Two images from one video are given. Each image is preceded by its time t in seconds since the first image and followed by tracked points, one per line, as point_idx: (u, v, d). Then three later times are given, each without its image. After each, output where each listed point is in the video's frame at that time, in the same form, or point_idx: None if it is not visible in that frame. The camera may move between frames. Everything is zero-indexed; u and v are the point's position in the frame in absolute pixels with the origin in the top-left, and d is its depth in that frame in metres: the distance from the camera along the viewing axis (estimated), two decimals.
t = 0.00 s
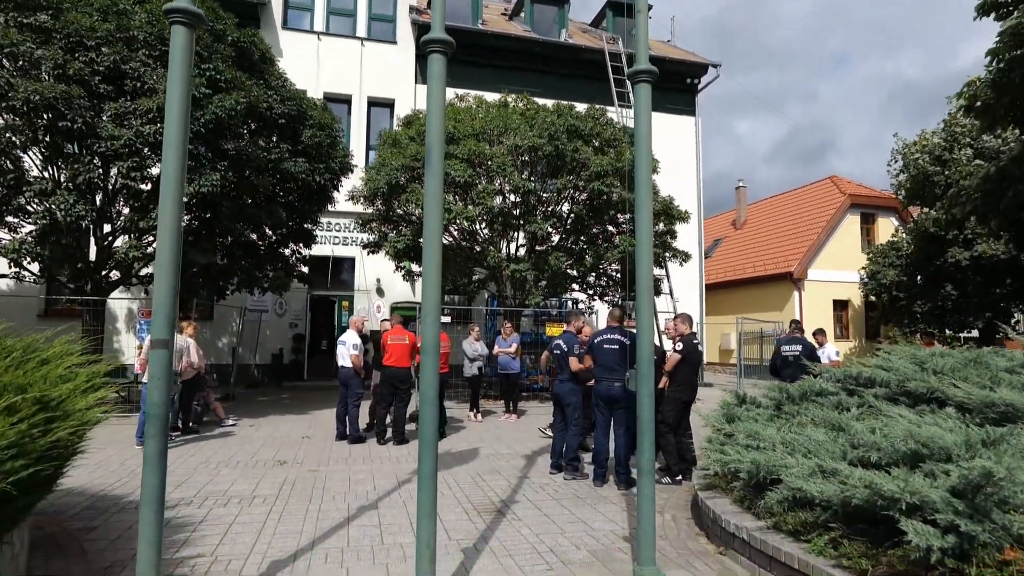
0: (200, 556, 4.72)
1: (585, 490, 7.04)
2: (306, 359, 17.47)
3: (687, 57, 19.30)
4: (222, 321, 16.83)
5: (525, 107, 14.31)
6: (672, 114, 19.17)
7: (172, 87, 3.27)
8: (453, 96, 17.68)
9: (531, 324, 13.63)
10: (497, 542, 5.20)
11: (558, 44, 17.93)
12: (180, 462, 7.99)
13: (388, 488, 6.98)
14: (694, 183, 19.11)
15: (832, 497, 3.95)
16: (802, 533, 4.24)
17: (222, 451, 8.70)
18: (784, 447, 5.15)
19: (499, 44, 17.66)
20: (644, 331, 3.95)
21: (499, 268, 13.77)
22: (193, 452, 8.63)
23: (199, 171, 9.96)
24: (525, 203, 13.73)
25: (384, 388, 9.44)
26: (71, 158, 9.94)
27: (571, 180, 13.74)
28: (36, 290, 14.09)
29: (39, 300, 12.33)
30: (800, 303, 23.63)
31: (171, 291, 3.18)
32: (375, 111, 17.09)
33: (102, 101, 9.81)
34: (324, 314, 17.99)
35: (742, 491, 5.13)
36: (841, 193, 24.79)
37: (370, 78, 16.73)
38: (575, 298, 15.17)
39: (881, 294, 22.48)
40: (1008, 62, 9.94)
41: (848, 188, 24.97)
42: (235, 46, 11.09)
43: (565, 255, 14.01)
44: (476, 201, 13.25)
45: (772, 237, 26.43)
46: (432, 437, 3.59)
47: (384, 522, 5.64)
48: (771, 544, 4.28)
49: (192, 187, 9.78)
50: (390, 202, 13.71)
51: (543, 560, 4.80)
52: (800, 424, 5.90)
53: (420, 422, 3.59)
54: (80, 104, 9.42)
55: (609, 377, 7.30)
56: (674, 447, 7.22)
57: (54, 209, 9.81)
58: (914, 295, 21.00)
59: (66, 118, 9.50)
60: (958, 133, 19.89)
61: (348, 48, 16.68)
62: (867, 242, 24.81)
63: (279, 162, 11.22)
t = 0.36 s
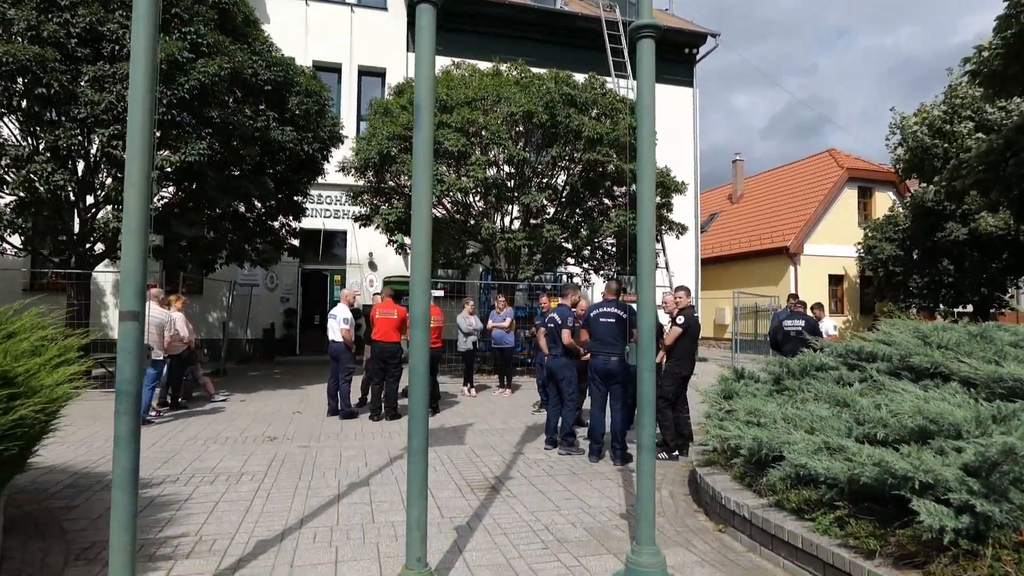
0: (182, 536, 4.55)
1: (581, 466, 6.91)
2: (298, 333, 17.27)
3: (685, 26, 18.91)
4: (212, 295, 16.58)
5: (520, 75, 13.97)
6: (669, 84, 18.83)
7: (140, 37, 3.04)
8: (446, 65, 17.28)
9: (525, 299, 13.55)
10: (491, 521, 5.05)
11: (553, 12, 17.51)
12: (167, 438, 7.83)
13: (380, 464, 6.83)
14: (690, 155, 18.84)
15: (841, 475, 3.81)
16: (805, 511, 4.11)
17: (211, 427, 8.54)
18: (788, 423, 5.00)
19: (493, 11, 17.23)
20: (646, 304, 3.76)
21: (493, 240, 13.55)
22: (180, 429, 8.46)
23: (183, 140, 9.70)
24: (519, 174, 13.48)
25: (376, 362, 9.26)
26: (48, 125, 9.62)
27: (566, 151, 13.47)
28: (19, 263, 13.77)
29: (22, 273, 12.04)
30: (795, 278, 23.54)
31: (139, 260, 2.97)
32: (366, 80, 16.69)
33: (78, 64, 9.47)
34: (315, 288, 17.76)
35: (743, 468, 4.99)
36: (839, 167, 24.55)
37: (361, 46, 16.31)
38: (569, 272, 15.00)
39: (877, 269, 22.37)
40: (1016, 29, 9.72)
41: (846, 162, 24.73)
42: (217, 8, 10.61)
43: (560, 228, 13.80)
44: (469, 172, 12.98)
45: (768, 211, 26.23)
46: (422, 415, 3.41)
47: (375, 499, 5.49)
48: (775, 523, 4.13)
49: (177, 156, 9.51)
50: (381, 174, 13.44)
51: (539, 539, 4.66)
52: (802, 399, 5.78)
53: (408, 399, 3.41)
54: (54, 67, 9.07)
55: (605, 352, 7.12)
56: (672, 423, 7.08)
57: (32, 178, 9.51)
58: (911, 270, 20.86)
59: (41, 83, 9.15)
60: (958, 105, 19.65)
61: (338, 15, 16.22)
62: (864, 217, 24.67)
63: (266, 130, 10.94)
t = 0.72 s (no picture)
0: (161, 525, 4.35)
1: (577, 449, 6.73)
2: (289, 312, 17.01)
3: None
4: (201, 273, 16.29)
5: (514, 47, 13.60)
6: (666, 58, 18.46)
7: None
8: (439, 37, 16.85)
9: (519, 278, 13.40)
10: (485, 507, 4.86)
11: None
12: (153, 421, 7.63)
13: (371, 447, 6.64)
14: (688, 131, 18.52)
15: (854, 462, 3.62)
16: (813, 499, 3.92)
17: (197, 409, 8.32)
18: (794, 407, 4.81)
19: None
20: (650, 283, 3.55)
21: (488, 217, 13.28)
22: (166, 411, 8.25)
23: (164, 112, 9.38)
24: (514, 150, 13.18)
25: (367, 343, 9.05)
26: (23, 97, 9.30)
27: (562, 126, 13.13)
28: None
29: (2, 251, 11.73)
30: (792, 256, 23.38)
31: (100, 231, 2.77)
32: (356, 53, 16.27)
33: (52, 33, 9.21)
34: (307, 266, 17.46)
35: (746, 452, 4.81)
36: (837, 144, 24.28)
37: (351, 17, 15.86)
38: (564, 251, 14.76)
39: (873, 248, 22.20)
40: None
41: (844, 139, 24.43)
42: None
43: (555, 206, 13.53)
44: (463, 148, 12.68)
45: (765, 189, 25.97)
46: (411, 401, 3.19)
47: (365, 485, 5.30)
48: (780, 512, 3.95)
49: (158, 128, 9.20)
50: (372, 149, 13.11)
51: (534, 526, 4.48)
52: (806, 382, 5.60)
53: (397, 385, 3.20)
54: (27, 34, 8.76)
55: (602, 332, 6.91)
56: (671, 405, 6.89)
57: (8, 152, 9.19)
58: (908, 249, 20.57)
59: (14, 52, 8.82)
60: (959, 81, 19.36)
61: None
62: (861, 195, 24.45)
63: (253, 101, 10.60)
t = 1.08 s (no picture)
0: (139, 519, 4.15)
1: (573, 437, 6.55)
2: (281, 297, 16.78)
3: None
4: (190, 257, 16.02)
5: (509, 26, 13.30)
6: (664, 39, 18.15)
7: None
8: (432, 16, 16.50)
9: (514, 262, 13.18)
10: (478, 499, 4.68)
11: None
12: (137, 408, 7.42)
13: (362, 435, 6.46)
14: (685, 114, 18.25)
15: (866, 454, 3.45)
16: (821, 492, 3.75)
17: (184, 396, 8.11)
18: (800, 396, 4.64)
19: None
20: (652, 266, 3.35)
21: (482, 200, 13.05)
22: (151, 398, 8.04)
23: (144, 89, 9.12)
24: (509, 132, 12.93)
25: (357, 328, 8.84)
26: None
27: (558, 107, 12.87)
28: None
29: None
30: (788, 241, 23.21)
31: (55, 208, 2.54)
32: (348, 32, 15.92)
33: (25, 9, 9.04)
34: (298, 250, 17.19)
35: (749, 442, 4.64)
36: (835, 128, 24.02)
37: None
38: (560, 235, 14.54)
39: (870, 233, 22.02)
40: None
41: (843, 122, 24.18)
42: None
43: (550, 189, 13.29)
44: (457, 128, 12.42)
45: (762, 173, 25.73)
46: (398, 392, 2.99)
47: (354, 475, 5.11)
48: (787, 505, 3.78)
49: (138, 106, 8.95)
50: (363, 130, 12.83)
51: (529, 520, 4.30)
52: (810, 370, 5.43)
53: (382, 374, 2.99)
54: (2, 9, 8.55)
55: (600, 317, 6.71)
56: (670, 392, 6.71)
57: None
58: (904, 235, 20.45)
59: None
60: (960, 64, 19.14)
61: None
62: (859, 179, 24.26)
63: (240, 80, 10.29)
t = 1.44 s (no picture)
0: (116, 515, 3.94)
1: (571, 427, 6.36)
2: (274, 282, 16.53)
3: None
4: (181, 242, 15.75)
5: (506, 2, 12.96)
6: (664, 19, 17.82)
7: None
8: None
9: (510, 247, 12.97)
10: (473, 492, 4.49)
11: None
12: (123, 397, 7.21)
13: (353, 424, 6.27)
14: (685, 95, 17.96)
15: (883, 448, 3.25)
16: (833, 486, 3.57)
17: (171, 384, 7.90)
18: (809, 385, 4.45)
19: None
20: (659, 246, 3.14)
21: (478, 182, 12.82)
22: (137, 386, 7.82)
23: (127, 67, 8.81)
24: (506, 113, 12.68)
25: (349, 314, 8.62)
26: None
27: (556, 86, 12.59)
28: None
29: None
30: (787, 225, 23.00)
31: (7, 185, 2.31)
32: (340, 11, 15.56)
33: None
34: (291, 235, 16.93)
35: (755, 433, 4.46)
36: (836, 111, 23.72)
37: None
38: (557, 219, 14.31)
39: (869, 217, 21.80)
40: None
41: (843, 105, 23.88)
42: None
43: (548, 171, 13.04)
44: (452, 109, 12.15)
45: (762, 156, 25.45)
46: (386, 385, 2.77)
47: (344, 467, 4.92)
48: (797, 500, 3.59)
49: (120, 86, 8.64)
50: (356, 110, 12.54)
51: (526, 515, 4.11)
52: (817, 358, 5.24)
53: (369, 365, 2.78)
54: None
55: (599, 303, 6.50)
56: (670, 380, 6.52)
57: None
58: (903, 220, 20.37)
59: None
60: (962, 45, 18.85)
61: None
62: (859, 163, 24.04)
63: (228, 59, 10.01)
